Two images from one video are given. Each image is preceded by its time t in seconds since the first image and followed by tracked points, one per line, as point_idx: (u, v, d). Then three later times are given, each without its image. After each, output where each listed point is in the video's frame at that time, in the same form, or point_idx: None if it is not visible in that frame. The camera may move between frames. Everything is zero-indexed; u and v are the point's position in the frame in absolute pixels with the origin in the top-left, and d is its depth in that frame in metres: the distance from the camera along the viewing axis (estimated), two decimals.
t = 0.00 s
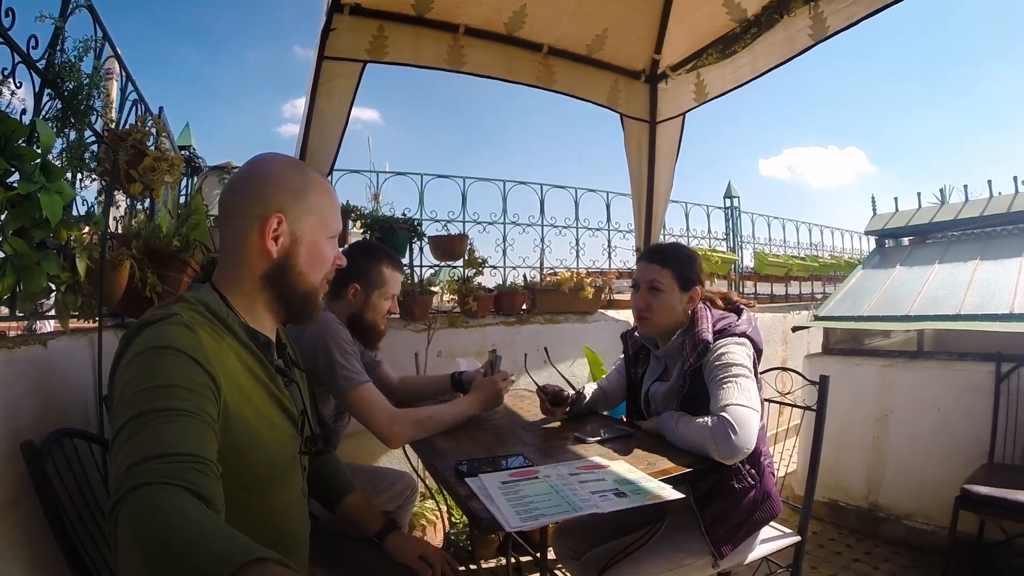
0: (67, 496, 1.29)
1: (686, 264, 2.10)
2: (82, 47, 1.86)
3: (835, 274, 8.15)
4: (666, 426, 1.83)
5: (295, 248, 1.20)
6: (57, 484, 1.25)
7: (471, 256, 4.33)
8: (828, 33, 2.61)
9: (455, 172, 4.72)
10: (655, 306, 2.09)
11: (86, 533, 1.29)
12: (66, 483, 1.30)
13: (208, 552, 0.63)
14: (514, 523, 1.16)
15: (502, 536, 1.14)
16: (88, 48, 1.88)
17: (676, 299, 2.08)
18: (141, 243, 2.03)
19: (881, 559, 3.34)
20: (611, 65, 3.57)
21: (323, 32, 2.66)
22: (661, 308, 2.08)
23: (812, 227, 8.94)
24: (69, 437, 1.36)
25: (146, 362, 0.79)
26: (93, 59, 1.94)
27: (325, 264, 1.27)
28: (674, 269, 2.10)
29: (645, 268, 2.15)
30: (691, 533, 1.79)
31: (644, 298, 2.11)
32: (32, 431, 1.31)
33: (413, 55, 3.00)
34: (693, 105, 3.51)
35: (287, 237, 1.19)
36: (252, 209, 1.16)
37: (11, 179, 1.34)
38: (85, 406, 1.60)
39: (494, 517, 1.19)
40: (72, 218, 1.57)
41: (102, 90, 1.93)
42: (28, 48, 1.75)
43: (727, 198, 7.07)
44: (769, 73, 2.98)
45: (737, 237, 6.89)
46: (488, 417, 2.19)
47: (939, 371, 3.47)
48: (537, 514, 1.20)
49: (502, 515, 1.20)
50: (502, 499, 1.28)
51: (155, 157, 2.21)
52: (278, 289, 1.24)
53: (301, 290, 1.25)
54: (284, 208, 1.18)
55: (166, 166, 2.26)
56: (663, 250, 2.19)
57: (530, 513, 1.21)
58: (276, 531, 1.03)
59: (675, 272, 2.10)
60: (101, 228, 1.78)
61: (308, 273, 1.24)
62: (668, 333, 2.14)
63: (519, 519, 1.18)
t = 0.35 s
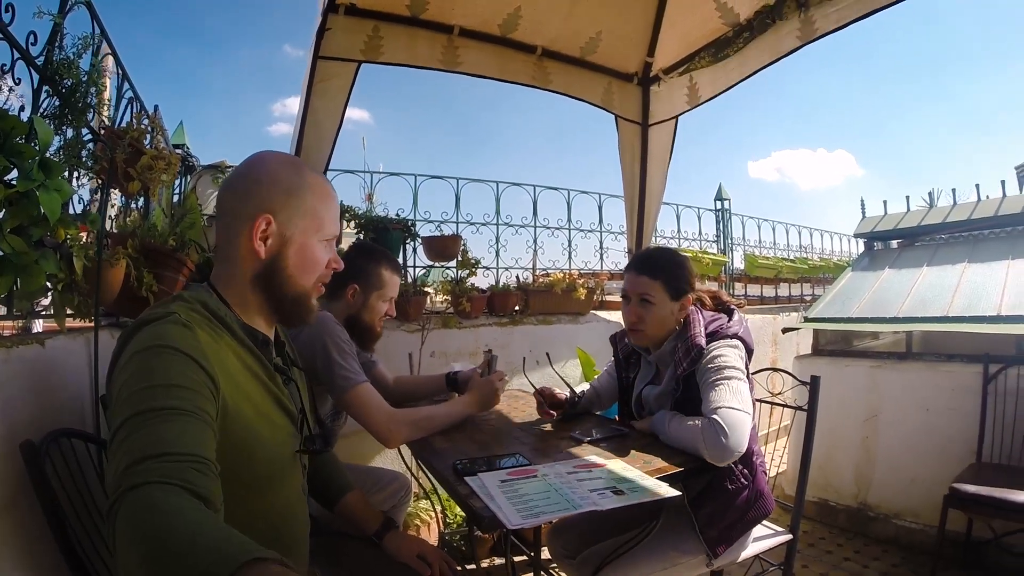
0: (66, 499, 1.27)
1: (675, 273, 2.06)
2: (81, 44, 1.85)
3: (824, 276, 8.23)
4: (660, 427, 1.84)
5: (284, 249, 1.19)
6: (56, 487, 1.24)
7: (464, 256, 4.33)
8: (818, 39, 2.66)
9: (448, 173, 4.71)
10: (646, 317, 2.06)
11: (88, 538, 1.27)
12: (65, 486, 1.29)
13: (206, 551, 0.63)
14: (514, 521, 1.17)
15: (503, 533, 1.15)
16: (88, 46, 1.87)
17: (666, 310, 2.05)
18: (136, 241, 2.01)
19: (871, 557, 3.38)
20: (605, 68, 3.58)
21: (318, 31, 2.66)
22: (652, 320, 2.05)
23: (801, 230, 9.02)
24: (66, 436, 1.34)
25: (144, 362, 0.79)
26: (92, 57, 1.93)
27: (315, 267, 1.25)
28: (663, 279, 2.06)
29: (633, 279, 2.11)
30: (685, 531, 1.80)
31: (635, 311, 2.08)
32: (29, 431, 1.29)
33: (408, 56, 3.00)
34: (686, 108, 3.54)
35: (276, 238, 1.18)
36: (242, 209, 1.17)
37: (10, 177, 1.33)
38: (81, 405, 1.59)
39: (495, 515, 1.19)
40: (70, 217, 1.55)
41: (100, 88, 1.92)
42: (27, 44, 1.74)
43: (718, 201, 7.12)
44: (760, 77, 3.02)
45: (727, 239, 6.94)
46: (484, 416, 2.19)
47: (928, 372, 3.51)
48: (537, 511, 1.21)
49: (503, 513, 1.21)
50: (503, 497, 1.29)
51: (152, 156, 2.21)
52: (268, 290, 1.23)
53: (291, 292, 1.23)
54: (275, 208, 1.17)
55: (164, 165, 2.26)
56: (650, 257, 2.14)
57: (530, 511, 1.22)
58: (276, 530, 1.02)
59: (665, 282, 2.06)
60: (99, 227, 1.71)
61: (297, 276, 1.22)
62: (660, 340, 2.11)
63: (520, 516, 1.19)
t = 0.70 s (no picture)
0: (70, 504, 1.27)
1: (676, 275, 2.06)
2: (82, 43, 1.84)
3: (820, 278, 8.27)
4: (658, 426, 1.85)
5: (259, 244, 1.16)
6: (58, 493, 1.23)
7: (462, 257, 4.33)
8: (814, 42, 2.68)
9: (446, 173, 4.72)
10: (647, 319, 2.06)
11: (93, 543, 1.27)
12: (67, 490, 1.28)
13: (207, 551, 0.63)
14: (516, 518, 1.17)
15: (504, 531, 1.15)
16: (89, 46, 1.87)
17: (667, 312, 2.05)
18: (136, 241, 2.01)
19: (867, 557, 3.39)
20: (603, 70, 3.59)
21: (317, 32, 2.66)
22: (653, 322, 2.05)
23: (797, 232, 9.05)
24: (65, 435, 1.34)
25: (143, 362, 0.79)
26: (94, 57, 1.93)
27: (296, 263, 1.18)
28: (665, 282, 2.05)
29: (634, 281, 2.11)
30: (683, 530, 1.81)
31: (636, 313, 2.08)
32: (29, 429, 1.29)
33: (407, 57, 3.01)
34: (682, 110, 3.55)
35: (250, 233, 1.16)
36: (224, 207, 1.18)
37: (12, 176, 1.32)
38: (80, 404, 1.59)
39: (497, 512, 1.20)
40: (71, 216, 1.54)
41: (101, 87, 1.92)
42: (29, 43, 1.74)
43: (714, 203, 7.14)
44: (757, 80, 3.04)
45: (723, 240, 6.96)
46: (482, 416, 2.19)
47: (924, 373, 3.53)
48: (539, 509, 1.22)
49: (504, 511, 1.21)
50: (504, 496, 1.29)
51: (152, 155, 2.21)
52: (253, 288, 1.20)
53: (273, 289, 1.19)
54: (247, 203, 1.16)
55: (164, 165, 2.26)
56: (651, 259, 2.14)
57: (532, 508, 1.22)
58: (275, 530, 1.02)
59: (666, 285, 2.05)
60: (99, 226, 1.70)
61: (273, 271, 1.17)
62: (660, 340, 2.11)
63: (521, 514, 1.19)
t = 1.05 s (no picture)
0: (71, 505, 1.27)
1: (680, 271, 2.06)
2: (79, 44, 1.84)
3: (819, 273, 8.27)
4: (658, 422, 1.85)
5: (228, 238, 1.16)
6: (59, 494, 1.23)
7: (461, 255, 4.33)
8: (812, 36, 2.67)
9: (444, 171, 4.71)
10: (652, 314, 2.05)
11: (94, 544, 1.27)
12: (68, 492, 1.28)
13: (207, 552, 0.63)
14: (516, 516, 1.17)
15: (505, 529, 1.15)
16: (86, 47, 1.86)
17: (673, 307, 2.04)
18: (134, 241, 2.00)
19: (867, 551, 3.40)
20: (600, 67, 3.59)
21: (314, 31, 2.65)
22: (658, 317, 2.04)
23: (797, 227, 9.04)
24: (65, 437, 1.33)
25: (143, 363, 0.79)
26: (91, 58, 1.93)
27: (261, 254, 1.16)
28: (670, 277, 2.05)
29: (639, 276, 2.09)
30: (683, 526, 1.81)
31: (642, 308, 2.06)
32: (29, 432, 1.29)
33: (404, 55, 3.00)
34: (680, 106, 3.55)
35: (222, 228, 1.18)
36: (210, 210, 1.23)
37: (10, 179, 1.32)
38: (80, 406, 1.58)
39: (497, 510, 1.20)
40: (68, 218, 1.54)
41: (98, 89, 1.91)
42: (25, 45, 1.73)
43: (713, 198, 7.14)
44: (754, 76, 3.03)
45: (722, 236, 6.96)
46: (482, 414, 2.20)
47: (924, 368, 3.54)
48: (539, 506, 1.22)
49: (504, 509, 1.21)
50: (504, 493, 1.29)
51: (150, 156, 2.21)
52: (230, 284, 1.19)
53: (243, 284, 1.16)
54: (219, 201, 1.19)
55: (161, 165, 2.26)
56: (654, 254, 2.14)
57: (532, 506, 1.22)
58: (276, 530, 1.02)
59: (672, 279, 2.05)
60: (97, 227, 1.70)
61: (241, 264, 1.16)
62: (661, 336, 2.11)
63: (522, 512, 1.19)
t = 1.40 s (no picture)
0: (69, 500, 1.27)
1: (681, 273, 2.07)
2: (80, 40, 1.83)
3: (815, 276, 8.30)
4: (654, 424, 1.86)
5: (279, 251, 1.14)
6: (59, 490, 1.23)
7: (459, 253, 4.33)
8: (812, 40, 2.68)
9: (443, 170, 4.70)
10: (653, 317, 2.06)
11: (93, 541, 1.27)
12: (67, 487, 1.28)
13: (208, 552, 0.63)
14: (514, 515, 1.18)
15: (502, 528, 1.15)
16: (87, 42, 1.86)
17: (674, 310, 2.05)
18: (134, 238, 1.99)
19: (860, 554, 3.42)
20: (600, 67, 3.59)
21: (315, 28, 2.65)
22: (659, 320, 2.05)
23: (794, 230, 9.05)
24: (64, 433, 1.33)
25: (144, 361, 0.79)
26: (92, 53, 1.92)
27: (312, 274, 1.18)
28: (672, 280, 2.05)
29: (639, 278, 2.10)
30: (677, 525, 1.83)
31: (644, 311, 2.07)
32: (29, 427, 1.29)
33: (405, 54, 3.00)
34: (679, 108, 3.56)
35: (271, 238, 1.14)
36: (244, 208, 1.15)
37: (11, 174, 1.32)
38: (79, 402, 1.58)
39: (495, 509, 1.20)
40: (69, 214, 1.52)
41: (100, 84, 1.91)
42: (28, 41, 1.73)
43: (710, 200, 7.16)
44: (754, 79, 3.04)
45: (719, 238, 6.98)
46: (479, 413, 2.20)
47: (919, 372, 3.56)
48: (536, 506, 1.22)
49: (502, 508, 1.21)
50: (502, 493, 1.30)
51: (152, 152, 2.20)
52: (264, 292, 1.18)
53: (282, 296, 1.18)
54: (269, 207, 1.14)
55: (163, 162, 2.25)
56: (653, 256, 2.14)
57: (529, 506, 1.22)
58: (274, 529, 1.03)
59: (673, 282, 2.05)
60: (97, 223, 1.69)
61: (290, 281, 1.16)
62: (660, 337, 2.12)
63: (519, 511, 1.20)
